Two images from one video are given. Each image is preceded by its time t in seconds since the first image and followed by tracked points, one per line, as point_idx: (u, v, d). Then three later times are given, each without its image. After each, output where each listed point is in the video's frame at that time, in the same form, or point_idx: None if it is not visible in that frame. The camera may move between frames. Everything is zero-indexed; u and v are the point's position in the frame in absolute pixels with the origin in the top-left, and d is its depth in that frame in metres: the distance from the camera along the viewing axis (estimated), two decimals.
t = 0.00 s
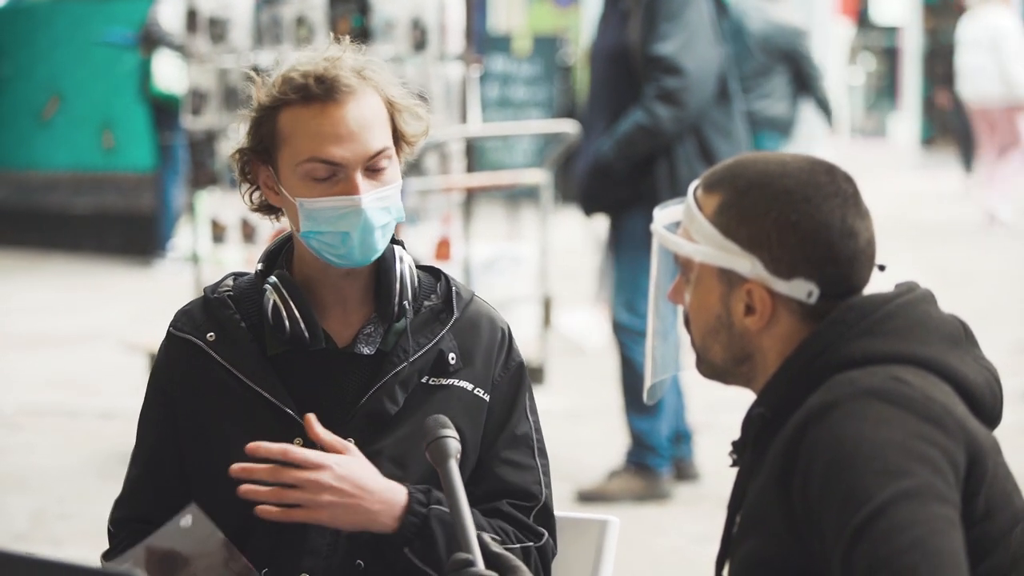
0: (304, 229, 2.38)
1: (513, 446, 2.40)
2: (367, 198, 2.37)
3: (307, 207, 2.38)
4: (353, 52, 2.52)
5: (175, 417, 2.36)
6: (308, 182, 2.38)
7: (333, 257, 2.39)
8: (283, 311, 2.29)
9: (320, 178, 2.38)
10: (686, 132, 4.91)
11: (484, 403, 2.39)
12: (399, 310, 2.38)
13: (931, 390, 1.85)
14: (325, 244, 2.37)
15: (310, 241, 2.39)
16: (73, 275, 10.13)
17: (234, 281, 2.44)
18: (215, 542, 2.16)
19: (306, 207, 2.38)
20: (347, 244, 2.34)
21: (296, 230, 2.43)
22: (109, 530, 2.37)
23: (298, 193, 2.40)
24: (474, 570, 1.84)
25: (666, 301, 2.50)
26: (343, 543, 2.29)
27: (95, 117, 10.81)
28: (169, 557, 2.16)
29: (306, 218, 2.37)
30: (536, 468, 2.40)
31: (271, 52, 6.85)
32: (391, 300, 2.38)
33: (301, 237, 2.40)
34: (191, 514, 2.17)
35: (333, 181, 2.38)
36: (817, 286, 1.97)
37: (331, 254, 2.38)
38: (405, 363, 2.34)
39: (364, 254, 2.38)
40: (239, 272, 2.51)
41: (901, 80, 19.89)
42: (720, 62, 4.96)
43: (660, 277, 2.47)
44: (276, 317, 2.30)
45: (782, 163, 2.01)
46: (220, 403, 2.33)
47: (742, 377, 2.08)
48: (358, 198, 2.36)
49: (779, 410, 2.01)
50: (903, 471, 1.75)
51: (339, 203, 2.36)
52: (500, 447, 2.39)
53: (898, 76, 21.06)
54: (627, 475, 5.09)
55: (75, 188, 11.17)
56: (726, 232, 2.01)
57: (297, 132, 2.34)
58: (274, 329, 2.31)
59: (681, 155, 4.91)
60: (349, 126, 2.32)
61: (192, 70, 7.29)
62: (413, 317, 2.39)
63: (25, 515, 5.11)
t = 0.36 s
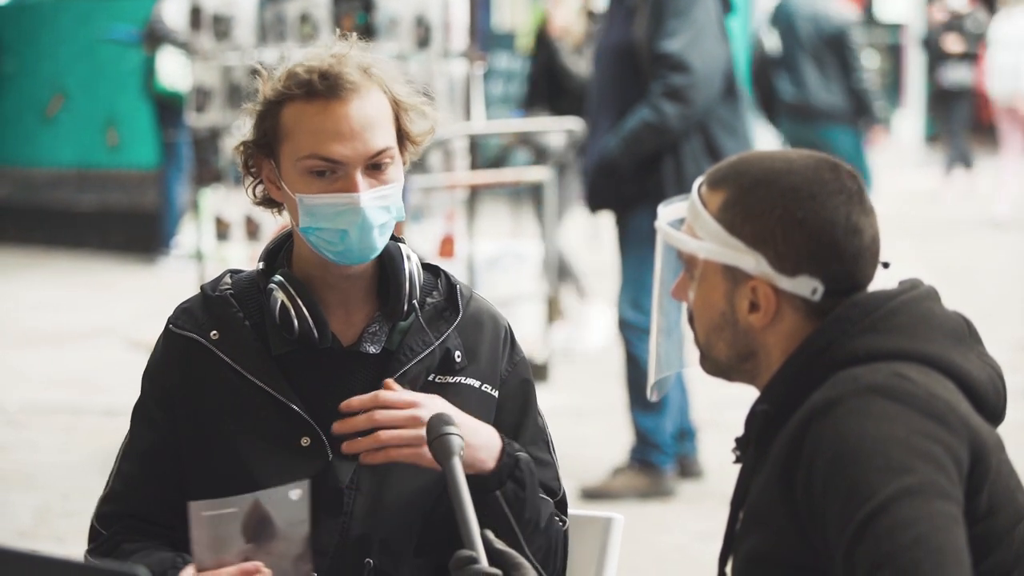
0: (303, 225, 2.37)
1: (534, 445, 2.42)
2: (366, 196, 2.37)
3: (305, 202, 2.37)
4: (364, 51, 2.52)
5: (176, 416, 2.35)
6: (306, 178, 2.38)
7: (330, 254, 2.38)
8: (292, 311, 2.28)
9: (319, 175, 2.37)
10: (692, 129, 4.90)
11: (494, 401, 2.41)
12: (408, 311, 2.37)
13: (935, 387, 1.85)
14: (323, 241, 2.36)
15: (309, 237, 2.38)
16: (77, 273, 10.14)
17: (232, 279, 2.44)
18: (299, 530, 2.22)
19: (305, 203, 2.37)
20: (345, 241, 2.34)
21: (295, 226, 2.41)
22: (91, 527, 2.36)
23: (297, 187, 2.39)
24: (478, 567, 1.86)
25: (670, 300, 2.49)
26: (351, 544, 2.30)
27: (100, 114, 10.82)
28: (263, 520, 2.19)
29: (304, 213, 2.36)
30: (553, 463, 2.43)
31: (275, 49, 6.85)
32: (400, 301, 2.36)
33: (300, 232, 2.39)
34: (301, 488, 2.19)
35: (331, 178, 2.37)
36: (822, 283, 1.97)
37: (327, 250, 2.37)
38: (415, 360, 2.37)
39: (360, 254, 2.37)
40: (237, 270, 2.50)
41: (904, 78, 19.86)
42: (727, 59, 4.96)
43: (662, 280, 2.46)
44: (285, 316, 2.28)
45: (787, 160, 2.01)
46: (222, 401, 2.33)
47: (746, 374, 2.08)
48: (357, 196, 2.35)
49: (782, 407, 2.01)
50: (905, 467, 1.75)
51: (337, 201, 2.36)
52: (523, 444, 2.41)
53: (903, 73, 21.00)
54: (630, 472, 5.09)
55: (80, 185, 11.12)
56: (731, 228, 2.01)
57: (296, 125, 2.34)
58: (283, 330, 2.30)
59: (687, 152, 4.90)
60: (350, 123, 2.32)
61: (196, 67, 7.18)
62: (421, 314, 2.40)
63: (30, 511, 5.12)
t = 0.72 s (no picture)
0: (313, 226, 2.36)
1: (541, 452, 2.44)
2: (377, 202, 2.37)
3: (317, 203, 2.37)
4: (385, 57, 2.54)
5: (178, 412, 2.35)
6: (320, 181, 2.38)
7: (339, 254, 2.37)
8: (300, 307, 2.28)
9: (333, 179, 2.38)
10: (694, 128, 4.91)
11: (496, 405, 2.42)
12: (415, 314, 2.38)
13: (936, 385, 1.85)
14: (332, 244, 2.36)
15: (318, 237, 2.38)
16: (76, 270, 10.14)
17: (234, 276, 2.44)
18: (336, 559, 2.24)
19: (315, 204, 2.37)
20: (354, 244, 2.33)
21: (306, 226, 2.42)
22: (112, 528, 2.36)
23: (309, 189, 2.40)
24: (478, 565, 1.86)
25: (670, 297, 2.48)
26: (351, 540, 2.31)
27: (99, 112, 10.81)
28: (302, 564, 2.22)
29: (314, 214, 2.36)
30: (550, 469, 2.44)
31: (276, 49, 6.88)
32: (408, 302, 2.36)
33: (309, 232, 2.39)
34: (327, 520, 2.23)
35: (345, 182, 2.38)
36: (822, 282, 1.97)
37: (336, 250, 2.36)
38: (419, 361, 2.36)
39: (368, 256, 2.36)
40: (241, 267, 2.50)
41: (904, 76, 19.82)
42: (728, 58, 4.96)
43: (661, 280, 2.47)
44: (292, 312, 2.28)
45: (789, 159, 2.01)
46: (224, 398, 2.32)
47: (745, 372, 2.09)
48: (369, 201, 2.36)
49: (781, 406, 2.01)
50: (905, 466, 1.75)
51: (347, 204, 2.35)
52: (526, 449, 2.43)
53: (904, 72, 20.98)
54: (630, 471, 5.10)
55: (80, 183, 11.14)
56: (731, 227, 2.01)
57: (314, 128, 2.34)
58: (289, 327, 2.29)
59: (689, 151, 4.91)
60: (368, 130, 2.33)
61: (196, 65, 7.22)
62: (425, 317, 2.40)
63: (29, 510, 5.11)
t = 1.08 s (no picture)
0: (320, 221, 2.37)
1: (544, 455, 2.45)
2: (382, 198, 2.36)
3: (325, 198, 2.37)
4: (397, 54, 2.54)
5: (186, 408, 2.35)
6: (327, 175, 2.37)
7: (346, 251, 2.39)
8: (309, 306, 2.28)
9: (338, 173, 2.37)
10: (700, 126, 4.91)
11: (504, 405, 2.41)
12: (424, 314, 2.38)
13: (941, 384, 1.85)
14: (338, 239, 2.37)
15: (325, 234, 2.39)
16: (78, 267, 10.13)
17: (246, 272, 2.44)
18: (300, 556, 2.24)
19: (323, 198, 2.37)
20: (359, 240, 2.34)
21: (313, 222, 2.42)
22: (117, 523, 2.37)
23: (317, 183, 2.39)
24: (480, 563, 1.85)
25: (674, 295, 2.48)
26: (356, 538, 2.31)
27: (102, 109, 10.86)
28: (264, 569, 2.23)
29: (321, 208, 2.37)
30: (549, 472, 2.45)
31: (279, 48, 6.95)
32: (416, 303, 2.37)
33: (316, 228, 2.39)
34: (282, 523, 2.23)
35: (353, 177, 2.37)
36: (827, 279, 1.97)
37: (342, 246, 2.38)
38: (427, 360, 2.35)
39: (378, 253, 2.39)
40: (252, 263, 2.50)
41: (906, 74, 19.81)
42: (735, 56, 4.97)
43: (666, 277, 2.46)
44: (302, 312, 2.29)
45: (799, 156, 2.01)
46: (231, 394, 2.33)
47: (750, 370, 2.09)
48: (375, 196, 2.35)
49: (785, 404, 2.01)
50: (910, 464, 1.75)
51: (353, 199, 2.36)
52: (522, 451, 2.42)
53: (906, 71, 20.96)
54: (632, 469, 5.10)
55: (81, 179, 11.11)
56: (736, 223, 2.01)
57: (322, 122, 2.34)
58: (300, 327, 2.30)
59: (695, 149, 4.91)
60: (376, 125, 2.32)
61: (198, 62, 7.22)
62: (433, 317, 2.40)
63: (31, 506, 5.12)
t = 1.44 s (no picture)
0: (315, 225, 2.38)
1: (538, 437, 2.41)
2: (375, 203, 2.36)
3: (318, 203, 2.38)
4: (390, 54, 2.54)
5: (187, 409, 2.37)
6: (321, 179, 2.38)
7: (341, 255, 2.38)
8: (303, 308, 2.28)
9: (333, 177, 2.38)
10: (705, 124, 4.91)
11: (502, 399, 2.39)
12: (420, 313, 2.38)
13: (940, 382, 1.86)
14: (334, 243, 2.38)
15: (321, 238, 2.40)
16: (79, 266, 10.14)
17: (246, 272, 2.45)
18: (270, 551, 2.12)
19: (317, 203, 2.38)
20: (353, 245, 2.35)
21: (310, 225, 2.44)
22: (116, 521, 2.39)
23: (310, 187, 2.40)
24: (483, 561, 1.87)
25: (675, 295, 2.48)
26: (354, 540, 2.29)
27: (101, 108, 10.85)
28: (230, 567, 2.11)
29: (315, 212, 2.38)
30: (557, 458, 2.43)
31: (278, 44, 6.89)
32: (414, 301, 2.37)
33: (314, 231, 2.40)
34: (248, 520, 2.12)
35: (344, 182, 2.38)
36: (826, 278, 1.97)
37: (338, 251, 2.38)
38: (425, 359, 2.35)
39: (372, 256, 2.37)
40: (251, 263, 2.51)
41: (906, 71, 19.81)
42: (739, 55, 4.97)
43: (666, 275, 2.46)
44: (296, 313, 2.29)
45: (791, 155, 2.01)
46: (231, 394, 2.34)
47: (749, 367, 2.09)
48: (368, 202, 2.35)
49: (785, 402, 2.01)
50: (910, 462, 1.75)
51: (346, 204, 2.36)
52: (523, 436, 2.41)
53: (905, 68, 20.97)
54: (633, 467, 5.10)
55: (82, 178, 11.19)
56: (732, 223, 2.01)
57: (315, 128, 2.35)
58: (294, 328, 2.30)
59: (699, 148, 4.91)
60: (369, 129, 2.33)
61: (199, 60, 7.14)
62: (432, 314, 2.40)
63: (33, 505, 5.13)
